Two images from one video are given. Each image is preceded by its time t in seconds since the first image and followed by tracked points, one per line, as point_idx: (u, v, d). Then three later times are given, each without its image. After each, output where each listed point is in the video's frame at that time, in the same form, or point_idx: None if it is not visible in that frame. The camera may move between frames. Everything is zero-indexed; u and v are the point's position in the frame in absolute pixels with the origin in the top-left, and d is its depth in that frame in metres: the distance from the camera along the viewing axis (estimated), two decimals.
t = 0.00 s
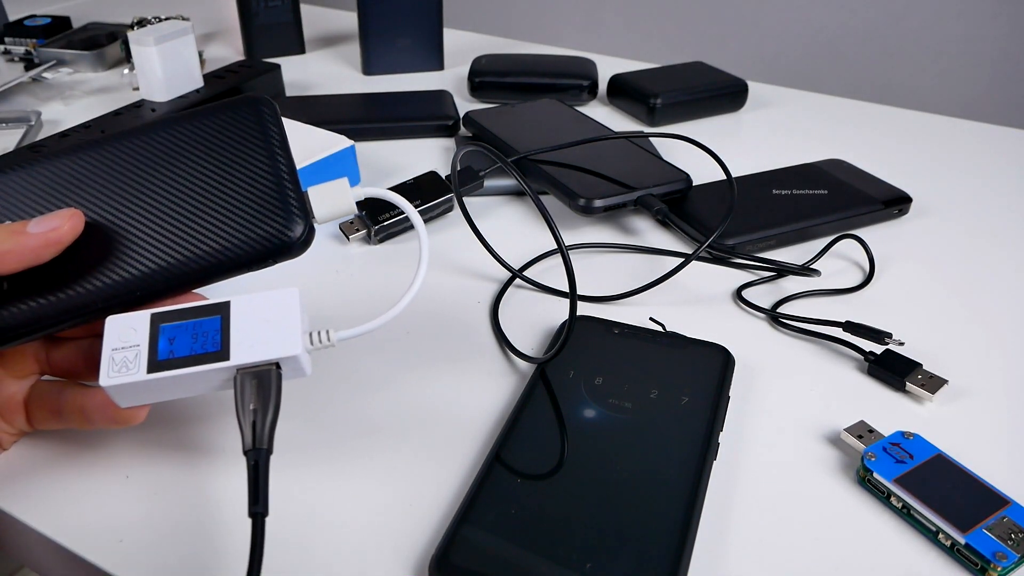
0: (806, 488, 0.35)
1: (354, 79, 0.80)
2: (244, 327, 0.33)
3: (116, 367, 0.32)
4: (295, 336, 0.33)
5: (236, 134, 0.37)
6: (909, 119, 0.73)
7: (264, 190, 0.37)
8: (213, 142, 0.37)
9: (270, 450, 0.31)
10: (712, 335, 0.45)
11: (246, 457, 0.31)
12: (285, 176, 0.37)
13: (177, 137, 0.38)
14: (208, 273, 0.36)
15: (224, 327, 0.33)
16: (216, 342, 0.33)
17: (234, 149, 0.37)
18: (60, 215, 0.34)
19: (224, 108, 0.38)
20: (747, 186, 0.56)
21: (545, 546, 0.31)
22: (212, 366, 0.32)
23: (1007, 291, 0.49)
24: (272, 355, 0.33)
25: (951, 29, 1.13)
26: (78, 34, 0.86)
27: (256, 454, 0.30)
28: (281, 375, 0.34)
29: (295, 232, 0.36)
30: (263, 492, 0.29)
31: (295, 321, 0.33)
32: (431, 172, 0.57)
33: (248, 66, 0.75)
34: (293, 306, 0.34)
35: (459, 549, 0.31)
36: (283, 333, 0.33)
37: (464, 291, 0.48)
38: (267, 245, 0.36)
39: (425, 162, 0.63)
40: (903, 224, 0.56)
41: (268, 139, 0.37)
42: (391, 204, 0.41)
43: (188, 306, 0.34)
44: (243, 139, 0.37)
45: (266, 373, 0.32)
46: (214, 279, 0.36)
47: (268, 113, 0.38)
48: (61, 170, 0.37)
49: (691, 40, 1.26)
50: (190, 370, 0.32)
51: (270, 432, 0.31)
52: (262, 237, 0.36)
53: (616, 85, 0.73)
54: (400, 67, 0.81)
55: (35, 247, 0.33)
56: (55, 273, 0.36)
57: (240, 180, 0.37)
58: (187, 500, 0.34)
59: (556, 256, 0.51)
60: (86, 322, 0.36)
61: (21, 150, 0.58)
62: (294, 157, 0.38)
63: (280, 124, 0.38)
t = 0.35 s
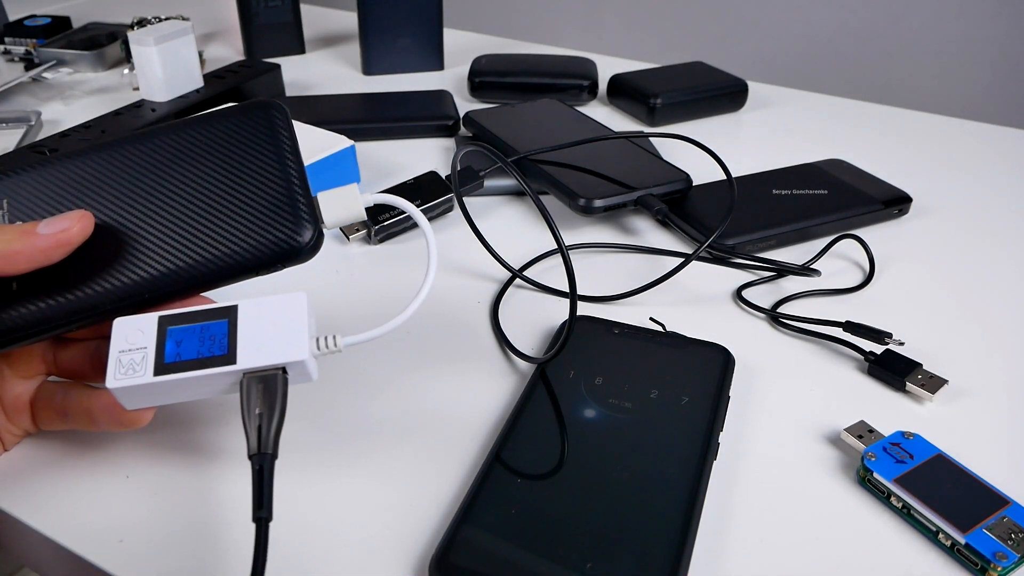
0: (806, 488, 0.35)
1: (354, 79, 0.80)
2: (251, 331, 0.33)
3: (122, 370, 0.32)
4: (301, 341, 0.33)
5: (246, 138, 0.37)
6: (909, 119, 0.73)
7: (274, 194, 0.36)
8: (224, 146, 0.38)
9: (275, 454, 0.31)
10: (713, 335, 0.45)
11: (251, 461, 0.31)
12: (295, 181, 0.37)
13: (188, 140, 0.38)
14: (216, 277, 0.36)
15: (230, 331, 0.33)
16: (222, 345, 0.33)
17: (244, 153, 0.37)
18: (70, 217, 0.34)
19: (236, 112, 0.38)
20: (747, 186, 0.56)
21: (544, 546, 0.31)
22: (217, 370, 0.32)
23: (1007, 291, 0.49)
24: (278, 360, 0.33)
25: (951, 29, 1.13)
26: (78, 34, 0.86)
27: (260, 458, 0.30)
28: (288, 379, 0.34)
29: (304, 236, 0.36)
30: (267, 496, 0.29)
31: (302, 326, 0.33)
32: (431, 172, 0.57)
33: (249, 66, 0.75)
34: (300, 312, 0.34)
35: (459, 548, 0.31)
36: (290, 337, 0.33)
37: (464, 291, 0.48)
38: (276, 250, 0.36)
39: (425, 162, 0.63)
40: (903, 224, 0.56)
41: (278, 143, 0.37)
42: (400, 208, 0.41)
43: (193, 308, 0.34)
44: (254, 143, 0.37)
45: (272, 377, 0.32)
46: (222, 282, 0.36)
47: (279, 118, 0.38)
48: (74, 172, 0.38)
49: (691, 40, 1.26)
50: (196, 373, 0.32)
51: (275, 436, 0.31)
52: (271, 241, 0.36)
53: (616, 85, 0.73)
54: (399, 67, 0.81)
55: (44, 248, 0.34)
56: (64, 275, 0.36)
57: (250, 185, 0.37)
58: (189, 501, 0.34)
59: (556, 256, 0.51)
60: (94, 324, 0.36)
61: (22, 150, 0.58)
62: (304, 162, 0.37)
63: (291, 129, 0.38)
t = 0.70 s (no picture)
0: (806, 488, 0.35)
1: (354, 79, 0.80)
2: (251, 331, 0.33)
3: (122, 370, 0.32)
4: (302, 342, 0.33)
5: (247, 137, 0.37)
6: (909, 119, 0.73)
7: (275, 194, 0.36)
8: (224, 146, 0.38)
9: (275, 455, 0.31)
10: (713, 335, 0.45)
11: (251, 461, 0.31)
12: (296, 181, 0.37)
13: (189, 140, 0.38)
14: (216, 276, 0.36)
15: (231, 331, 0.33)
16: (222, 346, 0.33)
17: (245, 153, 0.37)
18: (70, 217, 0.34)
19: (236, 112, 0.38)
20: (747, 186, 0.56)
21: (545, 546, 0.31)
22: (217, 370, 0.32)
23: (1007, 291, 0.49)
24: (279, 360, 0.32)
25: (950, 29, 1.13)
26: (78, 34, 0.86)
27: (260, 458, 0.30)
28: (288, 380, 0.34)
29: (304, 236, 0.36)
30: (266, 496, 0.29)
31: (302, 327, 0.33)
32: (432, 172, 0.57)
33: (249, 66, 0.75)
34: (300, 312, 0.34)
35: (459, 548, 0.31)
36: (290, 338, 0.33)
37: (464, 291, 0.48)
38: (276, 250, 0.36)
39: (426, 162, 0.63)
40: (903, 224, 0.56)
41: (278, 143, 0.37)
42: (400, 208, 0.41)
43: (194, 308, 0.34)
44: (254, 143, 0.37)
45: (272, 378, 0.32)
46: (223, 282, 0.36)
47: (279, 117, 0.38)
48: (74, 172, 0.38)
49: (691, 39, 1.26)
50: (195, 373, 0.32)
51: (275, 437, 0.31)
52: (271, 241, 0.36)
53: (616, 85, 0.73)
54: (399, 67, 0.81)
55: (43, 248, 0.34)
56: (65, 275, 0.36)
57: (250, 185, 0.37)
58: (189, 500, 0.34)
59: (556, 256, 0.51)
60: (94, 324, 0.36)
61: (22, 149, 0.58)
62: (304, 162, 0.37)
63: (292, 129, 0.38)
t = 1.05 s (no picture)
0: (806, 488, 0.35)
1: (354, 79, 0.80)
2: (242, 328, 0.33)
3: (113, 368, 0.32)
4: (293, 337, 0.33)
5: (235, 131, 0.37)
6: (909, 119, 0.73)
7: (264, 189, 0.36)
8: (212, 140, 0.37)
9: (267, 453, 0.31)
10: (713, 335, 0.45)
11: (244, 459, 0.31)
12: (285, 175, 0.37)
13: (177, 136, 0.38)
14: (208, 272, 0.36)
15: (221, 328, 0.33)
16: (213, 343, 0.33)
17: (233, 147, 0.37)
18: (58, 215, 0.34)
19: (225, 107, 0.38)
20: (747, 186, 0.56)
21: (544, 546, 0.31)
22: (208, 367, 0.32)
23: (1008, 291, 0.49)
24: (270, 356, 0.32)
25: (950, 29, 1.13)
26: (78, 34, 0.86)
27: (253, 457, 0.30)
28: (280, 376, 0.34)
29: (295, 231, 0.36)
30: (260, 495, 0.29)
31: (293, 323, 0.33)
32: (431, 172, 0.57)
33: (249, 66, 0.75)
34: (290, 308, 0.34)
35: (458, 548, 0.31)
36: (281, 334, 0.33)
37: (463, 291, 0.48)
38: (267, 245, 0.36)
39: (426, 162, 0.63)
40: (903, 224, 0.56)
41: (268, 136, 0.37)
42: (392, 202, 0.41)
43: (186, 305, 0.34)
44: (242, 137, 0.37)
45: (264, 374, 0.32)
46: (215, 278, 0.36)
47: (267, 110, 0.38)
48: (64, 169, 0.38)
49: (691, 39, 1.26)
50: (186, 370, 0.32)
51: (267, 434, 0.31)
52: (261, 236, 0.36)
53: (616, 85, 0.73)
54: (399, 67, 0.81)
55: (32, 246, 0.34)
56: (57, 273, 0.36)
57: (240, 179, 0.36)
58: (188, 499, 0.34)
59: (556, 256, 0.51)
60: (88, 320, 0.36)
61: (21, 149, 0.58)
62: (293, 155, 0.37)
63: (281, 121, 0.37)
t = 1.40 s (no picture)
0: (806, 488, 0.35)
1: (354, 79, 0.80)
2: (230, 326, 0.33)
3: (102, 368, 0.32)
4: (282, 334, 0.33)
5: (233, 130, 0.38)
6: (908, 119, 0.73)
7: (259, 183, 0.36)
8: (211, 139, 0.38)
9: (256, 454, 0.30)
10: (712, 335, 0.45)
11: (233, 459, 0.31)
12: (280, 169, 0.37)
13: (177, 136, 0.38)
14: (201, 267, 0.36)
15: (211, 327, 0.33)
16: (202, 341, 0.33)
17: (231, 144, 0.37)
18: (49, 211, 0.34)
19: (221, 105, 0.38)
20: (747, 186, 0.56)
21: (543, 545, 0.31)
22: (196, 365, 0.32)
23: (1007, 290, 0.49)
24: (258, 354, 0.32)
25: (949, 29, 1.13)
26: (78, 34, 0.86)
27: (242, 457, 0.30)
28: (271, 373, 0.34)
29: (287, 222, 0.35)
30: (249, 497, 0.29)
31: (282, 319, 0.33)
32: (431, 172, 0.57)
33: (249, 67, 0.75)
34: (279, 305, 0.34)
35: (458, 548, 0.31)
36: (270, 330, 0.33)
37: (464, 291, 0.48)
38: (259, 237, 0.35)
39: (425, 162, 0.63)
40: (903, 224, 0.56)
41: (265, 133, 0.37)
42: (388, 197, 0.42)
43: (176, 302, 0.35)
44: (240, 135, 0.37)
45: (253, 372, 0.32)
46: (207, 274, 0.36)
47: (265, 110, 0.38)
48: (63, 168, 0.38)
49: (692, 39, 1.26)
50: (175, 368, 0.32)
51: (256, 435, 0.31)
52: (254, 228, 0.35)
53: (616, 85, 0.73)
54: (399, 67, 0.81)
55: (24, 242, 0.34)
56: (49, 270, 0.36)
57: (235, 174, 0.37)
58: (188, 499, 0.34)
59: (556, 256, 0.51)
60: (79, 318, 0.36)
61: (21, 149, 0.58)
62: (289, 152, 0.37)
63: (278, 120, 0.38)
